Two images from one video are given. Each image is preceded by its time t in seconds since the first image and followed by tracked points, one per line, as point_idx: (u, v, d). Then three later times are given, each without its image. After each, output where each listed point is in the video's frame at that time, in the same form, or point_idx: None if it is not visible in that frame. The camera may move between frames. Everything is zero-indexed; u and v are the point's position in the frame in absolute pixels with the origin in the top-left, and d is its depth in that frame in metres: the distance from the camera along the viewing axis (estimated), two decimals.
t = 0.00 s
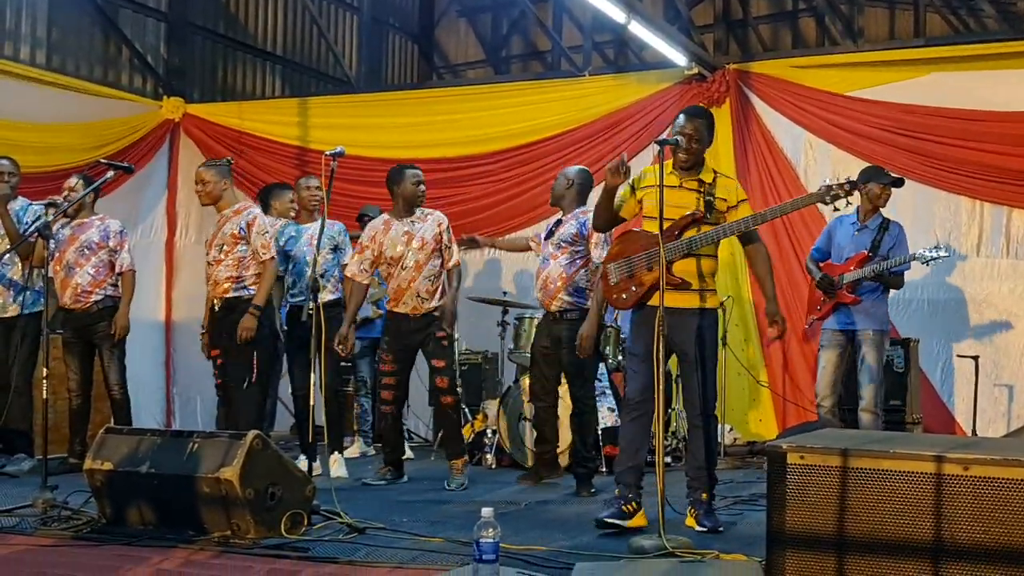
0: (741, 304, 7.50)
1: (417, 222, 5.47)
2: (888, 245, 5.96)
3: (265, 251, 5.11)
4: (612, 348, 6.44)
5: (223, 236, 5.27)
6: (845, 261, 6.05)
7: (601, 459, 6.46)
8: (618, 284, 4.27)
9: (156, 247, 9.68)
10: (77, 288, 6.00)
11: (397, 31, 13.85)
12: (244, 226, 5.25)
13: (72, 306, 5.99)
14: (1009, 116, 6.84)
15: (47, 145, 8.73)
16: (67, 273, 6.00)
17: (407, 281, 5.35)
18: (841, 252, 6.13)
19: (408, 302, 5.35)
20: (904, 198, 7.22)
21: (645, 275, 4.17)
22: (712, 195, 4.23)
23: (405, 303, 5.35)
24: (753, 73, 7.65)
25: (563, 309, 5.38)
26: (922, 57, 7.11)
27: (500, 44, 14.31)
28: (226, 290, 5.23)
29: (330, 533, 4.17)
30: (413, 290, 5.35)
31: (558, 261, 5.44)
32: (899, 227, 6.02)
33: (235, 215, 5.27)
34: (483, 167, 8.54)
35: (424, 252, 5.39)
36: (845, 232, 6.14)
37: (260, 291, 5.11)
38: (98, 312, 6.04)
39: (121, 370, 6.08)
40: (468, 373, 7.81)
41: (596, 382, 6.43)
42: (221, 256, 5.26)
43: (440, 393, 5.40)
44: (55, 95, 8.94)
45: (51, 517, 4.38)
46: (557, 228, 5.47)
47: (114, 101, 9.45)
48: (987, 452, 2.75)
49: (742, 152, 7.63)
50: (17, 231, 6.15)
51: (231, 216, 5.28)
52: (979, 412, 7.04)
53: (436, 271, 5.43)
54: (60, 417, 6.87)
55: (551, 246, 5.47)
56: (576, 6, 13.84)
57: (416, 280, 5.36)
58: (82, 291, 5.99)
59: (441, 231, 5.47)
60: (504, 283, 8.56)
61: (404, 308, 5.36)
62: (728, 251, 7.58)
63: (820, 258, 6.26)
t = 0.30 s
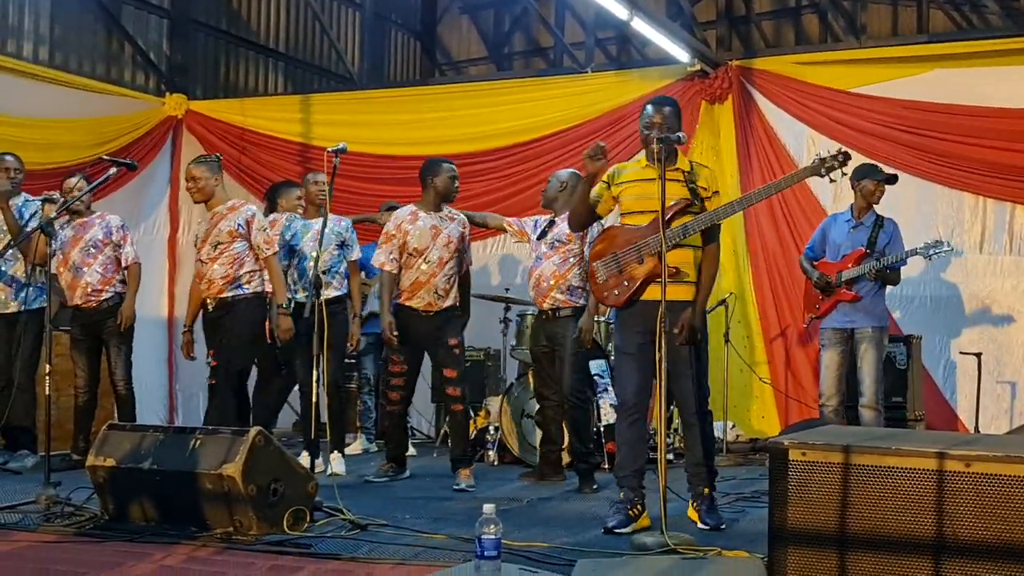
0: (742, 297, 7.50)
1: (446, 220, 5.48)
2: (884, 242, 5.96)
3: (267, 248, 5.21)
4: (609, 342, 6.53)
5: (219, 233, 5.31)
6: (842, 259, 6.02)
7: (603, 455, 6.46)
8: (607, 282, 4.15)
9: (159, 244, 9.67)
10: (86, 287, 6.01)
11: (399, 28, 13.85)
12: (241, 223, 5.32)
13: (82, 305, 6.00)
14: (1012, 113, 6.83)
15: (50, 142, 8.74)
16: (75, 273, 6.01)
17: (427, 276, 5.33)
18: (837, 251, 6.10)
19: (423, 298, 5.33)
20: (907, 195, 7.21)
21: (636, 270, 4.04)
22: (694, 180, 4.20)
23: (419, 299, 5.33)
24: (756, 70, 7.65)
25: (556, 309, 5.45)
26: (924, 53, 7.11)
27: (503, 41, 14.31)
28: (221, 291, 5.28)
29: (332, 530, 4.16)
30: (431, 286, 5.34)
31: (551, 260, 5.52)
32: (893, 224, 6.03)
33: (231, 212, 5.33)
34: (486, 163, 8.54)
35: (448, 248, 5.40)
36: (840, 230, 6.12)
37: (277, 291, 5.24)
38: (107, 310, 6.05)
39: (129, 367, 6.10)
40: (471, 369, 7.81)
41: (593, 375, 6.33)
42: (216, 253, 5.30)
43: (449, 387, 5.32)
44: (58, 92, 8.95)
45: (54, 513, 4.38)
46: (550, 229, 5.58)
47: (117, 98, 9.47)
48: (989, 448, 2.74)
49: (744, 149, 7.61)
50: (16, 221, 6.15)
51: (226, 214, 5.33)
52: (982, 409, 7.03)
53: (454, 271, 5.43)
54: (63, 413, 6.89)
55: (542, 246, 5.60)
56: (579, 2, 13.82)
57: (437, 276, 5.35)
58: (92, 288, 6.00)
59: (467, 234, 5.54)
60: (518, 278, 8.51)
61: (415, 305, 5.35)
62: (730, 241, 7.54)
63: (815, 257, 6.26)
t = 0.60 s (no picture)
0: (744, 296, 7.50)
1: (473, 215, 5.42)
2: (869, 239, 5.99)
3: (259, 257, 5.14)
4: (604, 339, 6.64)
5: (205, 234, 5.16)
6: (829, 258, 6.02)
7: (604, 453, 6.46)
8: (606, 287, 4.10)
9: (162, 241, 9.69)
10: (104, 287, 5.98)
11: (401, 26, 13.84)
12: (233, 227, 5.19)
13: (99, 305, 5.97)
14: (1012, 110, 6.84)
15: (51, 139, 8.73)
16: (91, 273, 5.99)
17: (440, 267, 5.28)
18: (824, 251, 6.10)
19: (433, 290, 5.29)
20: (908, 193, 7.21)
21: (640, 272, 4.03)
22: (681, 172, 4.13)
23: (430, 290, 5.30)
24: (758, 68, 7.64)
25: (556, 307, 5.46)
26: (926, 52, 7.11)
27: (505, 39, 14.30)
28: (202, 288, 5.15)
29: (333, 527, 4.16)
30: (442, 279, 5.29)
31: (553, 260, 5.59)
32: (876, 222, 6.06)
33: (223, 215, 5.20)
34: (485, 160, 8.53)
35: (467, 244, 5.36)
36: (824, 231, 6.13)
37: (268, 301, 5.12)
38: (122, 309, 6.05)
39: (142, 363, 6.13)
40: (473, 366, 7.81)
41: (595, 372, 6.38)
42: (199, 251, 5.16)
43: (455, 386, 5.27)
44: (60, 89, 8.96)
45: (56, 510, 4.38)
46: (546, 231, 5.66)
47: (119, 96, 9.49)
48: (990, 446, 2.74)
49: (746, 147, 7.60)
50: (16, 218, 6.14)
51: (217, 215, 5.19)
52: (984, 407, 7.03)
53: (471, 267, 5.34)
54: (66, 409, 6.91)
55: (542, 246, 5.66)
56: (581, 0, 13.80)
57: (449, 269, 5.29)
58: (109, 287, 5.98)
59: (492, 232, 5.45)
60: (521, 278, 8.51)
61: (427, 295, 5.32)
62: (731, 238, 7.53)
63: (800, 259, 6.25)
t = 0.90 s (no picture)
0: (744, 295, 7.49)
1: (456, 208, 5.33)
2: (857, 237, 6.07)
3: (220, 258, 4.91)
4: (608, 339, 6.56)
5: (182, 231, 4.93)
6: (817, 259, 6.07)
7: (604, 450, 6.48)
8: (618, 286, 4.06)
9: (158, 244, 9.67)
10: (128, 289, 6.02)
11: (400, 24, 13.84)
12: (204, 225, 4.94)
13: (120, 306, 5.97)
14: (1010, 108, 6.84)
15: (51, 137, 8.74)
16: (117, 273, 6.05)
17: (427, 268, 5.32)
18: (812, 252, 6.16)
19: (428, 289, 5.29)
20: (908, 190, 7.21)
21: (651, 269, 4.01)
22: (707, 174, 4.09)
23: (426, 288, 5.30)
24: (757, 66, 7.64)
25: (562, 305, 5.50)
26: (925, 49, 7.11)
27: (505, 37, 14.28)
28: (184, 284, 4.98)
29: (333, 524, 4.17)
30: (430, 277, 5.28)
31: (556, 260, 5.57)
32: (863, 221, 6.13)
33: (198, 212, 4.94)
34: (485, 158, 8.53)
35: (446, 240, 5.30)
36: (810, 232, 6.16)
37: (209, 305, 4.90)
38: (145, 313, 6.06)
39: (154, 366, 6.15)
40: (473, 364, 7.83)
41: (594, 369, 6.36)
42: (178, 249, 4.95)
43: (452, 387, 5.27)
44: (60, 87, 9.02)
45: (56, 508, 4.38)
46: (547, 231, 5.64)
47: (119, 94, 9.56)
48: (988, 443, 2.73)
49: (745, 146, 7.60)
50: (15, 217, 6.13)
51: (191, 213, 4.94)
52: (983, 404, 7.03)
53: (461, 262, 5.27)
54: (65, 407, 6.92)
55: (543, 248, 5.65)
56: None
57: (435, 267, 5.30)
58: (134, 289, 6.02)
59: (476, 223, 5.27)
60: (521, 277, 8.52)
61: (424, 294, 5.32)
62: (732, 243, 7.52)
63: (788, 261, 6.28)
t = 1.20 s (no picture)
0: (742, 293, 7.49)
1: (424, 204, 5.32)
2: (851, 236, 6.10)
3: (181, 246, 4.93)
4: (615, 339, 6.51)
5: (149, 222, 5.02)
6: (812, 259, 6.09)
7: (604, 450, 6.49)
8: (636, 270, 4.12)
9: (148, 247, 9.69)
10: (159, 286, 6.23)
11: (400, 23, 13.85)
12: (170, 215, 4.99)
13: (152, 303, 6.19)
14: (1009, 107, 6.83)
15: (52, 136, 8.74)
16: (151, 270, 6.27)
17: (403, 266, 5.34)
18: (806, 251, 6.17)
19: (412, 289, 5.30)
20: (908, 189, 7.20)
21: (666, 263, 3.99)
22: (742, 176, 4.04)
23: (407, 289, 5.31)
24: (757, 65, 7.63)
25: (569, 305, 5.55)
26: (925, 48, 7.10)
27: (504, 35, 14.27)
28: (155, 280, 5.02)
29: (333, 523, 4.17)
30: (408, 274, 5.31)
31: (565, 259, 5.63)
32: (855, 220, 6.17)
33: (165, 203, 5.01)
34: (484, 156, 8.52)
35: (419, 233, 5.30)
36: (805, 232, 6.18)
37: (158, 286, 4.89)
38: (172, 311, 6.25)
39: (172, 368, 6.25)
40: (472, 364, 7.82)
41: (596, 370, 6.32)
42: (147, 243, 5.04)
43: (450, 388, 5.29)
44: (60, 86, 9.03)
45: (56, 507, 4.37)
46: (557, 228, 5.67)
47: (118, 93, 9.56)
48: (988, 441, 2.72)
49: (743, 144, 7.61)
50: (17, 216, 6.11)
51: (160, 203, 5.01)
52: (983, 403, 7.03)
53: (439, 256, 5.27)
54: (65, 406, 6.92)
55: (551, 246, 5.66)
56: None
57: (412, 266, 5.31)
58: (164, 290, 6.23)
59: (440, 215, 5.23)
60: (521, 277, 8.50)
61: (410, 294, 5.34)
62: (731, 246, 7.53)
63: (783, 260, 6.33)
